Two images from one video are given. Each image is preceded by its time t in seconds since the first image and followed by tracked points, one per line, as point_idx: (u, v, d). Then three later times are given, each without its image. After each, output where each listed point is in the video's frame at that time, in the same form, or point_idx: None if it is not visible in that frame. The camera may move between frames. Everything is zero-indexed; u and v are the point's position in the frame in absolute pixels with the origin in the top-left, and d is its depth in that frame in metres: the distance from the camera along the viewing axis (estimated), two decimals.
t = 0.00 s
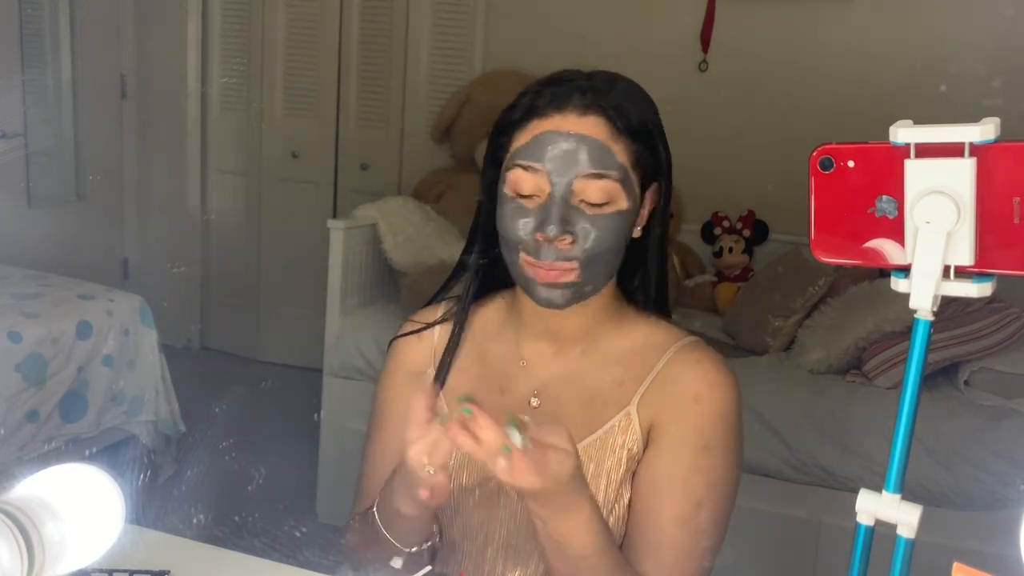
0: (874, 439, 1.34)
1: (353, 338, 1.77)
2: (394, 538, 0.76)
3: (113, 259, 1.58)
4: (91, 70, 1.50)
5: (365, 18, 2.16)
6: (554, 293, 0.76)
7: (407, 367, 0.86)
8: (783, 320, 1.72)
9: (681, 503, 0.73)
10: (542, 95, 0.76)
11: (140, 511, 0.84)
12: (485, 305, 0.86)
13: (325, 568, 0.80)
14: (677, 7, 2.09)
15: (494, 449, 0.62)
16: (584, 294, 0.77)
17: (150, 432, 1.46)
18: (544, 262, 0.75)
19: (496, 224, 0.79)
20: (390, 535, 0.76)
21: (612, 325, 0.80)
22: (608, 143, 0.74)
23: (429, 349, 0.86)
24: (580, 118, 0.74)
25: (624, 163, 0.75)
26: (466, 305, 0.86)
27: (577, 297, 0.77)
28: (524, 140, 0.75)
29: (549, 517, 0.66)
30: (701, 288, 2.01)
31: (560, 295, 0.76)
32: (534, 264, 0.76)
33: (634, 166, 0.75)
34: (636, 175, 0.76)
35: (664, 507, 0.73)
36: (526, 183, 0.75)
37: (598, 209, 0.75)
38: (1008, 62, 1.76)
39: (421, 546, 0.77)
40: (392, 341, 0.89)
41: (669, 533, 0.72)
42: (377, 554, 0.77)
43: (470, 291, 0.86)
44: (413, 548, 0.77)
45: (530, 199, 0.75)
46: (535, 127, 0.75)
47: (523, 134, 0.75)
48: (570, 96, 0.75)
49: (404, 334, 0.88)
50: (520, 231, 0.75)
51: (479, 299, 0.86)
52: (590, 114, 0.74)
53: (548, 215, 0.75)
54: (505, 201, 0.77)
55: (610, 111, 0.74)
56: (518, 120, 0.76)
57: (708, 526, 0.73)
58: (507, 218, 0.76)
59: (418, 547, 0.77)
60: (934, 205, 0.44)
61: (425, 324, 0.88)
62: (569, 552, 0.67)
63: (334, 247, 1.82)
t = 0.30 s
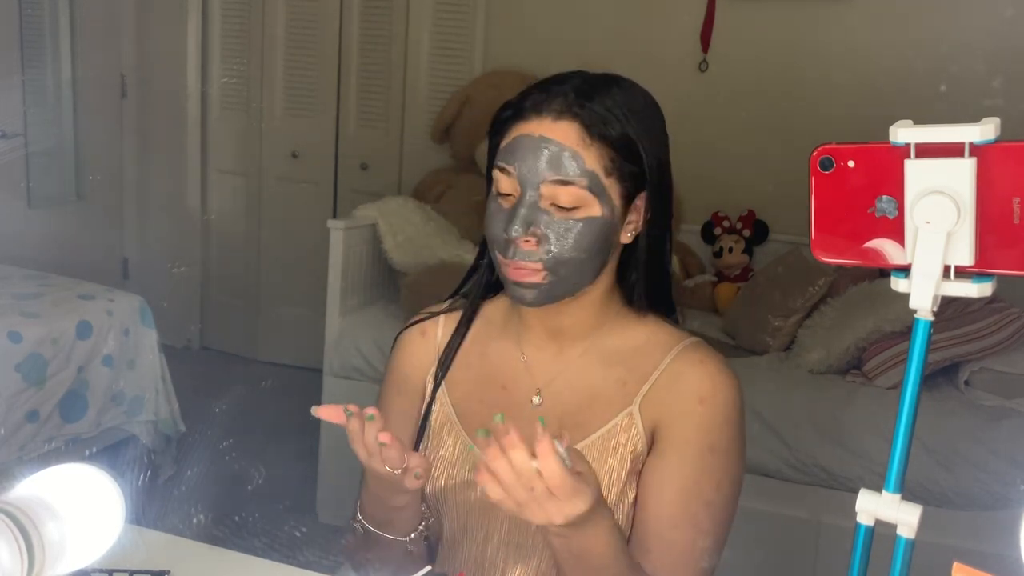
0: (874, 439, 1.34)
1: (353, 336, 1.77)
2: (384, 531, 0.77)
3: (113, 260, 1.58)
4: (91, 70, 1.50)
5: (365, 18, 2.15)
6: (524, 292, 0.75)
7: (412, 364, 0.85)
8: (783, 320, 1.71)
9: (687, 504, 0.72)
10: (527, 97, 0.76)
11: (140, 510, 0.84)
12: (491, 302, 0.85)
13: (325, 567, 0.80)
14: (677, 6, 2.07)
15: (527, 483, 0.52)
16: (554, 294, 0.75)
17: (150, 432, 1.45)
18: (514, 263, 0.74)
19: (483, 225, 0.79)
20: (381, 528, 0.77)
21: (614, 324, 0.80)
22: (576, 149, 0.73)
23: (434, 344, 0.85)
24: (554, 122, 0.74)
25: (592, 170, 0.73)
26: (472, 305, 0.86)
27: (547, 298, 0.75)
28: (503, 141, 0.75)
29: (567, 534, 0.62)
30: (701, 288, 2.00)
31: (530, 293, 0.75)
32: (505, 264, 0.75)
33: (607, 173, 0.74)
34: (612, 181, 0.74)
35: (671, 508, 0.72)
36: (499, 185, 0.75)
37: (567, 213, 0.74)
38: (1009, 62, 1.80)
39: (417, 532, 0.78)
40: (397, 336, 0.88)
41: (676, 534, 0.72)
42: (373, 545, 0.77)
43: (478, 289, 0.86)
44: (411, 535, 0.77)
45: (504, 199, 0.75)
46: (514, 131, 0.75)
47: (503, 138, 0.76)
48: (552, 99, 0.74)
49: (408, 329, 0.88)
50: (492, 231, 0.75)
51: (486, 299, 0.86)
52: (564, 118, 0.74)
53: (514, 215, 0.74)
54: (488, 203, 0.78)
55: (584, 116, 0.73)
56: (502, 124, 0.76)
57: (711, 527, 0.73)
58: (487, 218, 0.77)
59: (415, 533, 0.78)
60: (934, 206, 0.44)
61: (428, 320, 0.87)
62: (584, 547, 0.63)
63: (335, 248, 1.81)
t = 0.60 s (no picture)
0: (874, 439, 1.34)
1: (353, 336, 1.77)
2: (389, 536, 0.77)
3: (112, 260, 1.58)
4: (91, 70, 1.50)
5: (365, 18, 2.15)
6: (523, 298, 0.75)
7: (411, 360, 0.85)
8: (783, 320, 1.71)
9: (680, 494, 0.72)
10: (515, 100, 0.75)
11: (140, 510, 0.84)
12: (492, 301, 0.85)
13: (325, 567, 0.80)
14: (677, 6, 2.07)
15: (495, 466, 0.53)
16: (555, 297, 0.76)
17: (150, 432, 1.45)
18: (510, 267, 0.75)
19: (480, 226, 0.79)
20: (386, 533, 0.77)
21: (612, 320, 0.81)
22: (566, 148, 0.73)
23: (434, 341, 0.85)
24: (542, 124, 0.74)
25: (583, 169, 0.73)
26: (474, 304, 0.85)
27: (548, 301, 0.76)
28: (494, 145, 0.75)
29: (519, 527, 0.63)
30: (701, 288, 1.99)
31: (529, 299, 0.75)
32: (502, 268, 0.76)
33: (597, 170, 0.74)
34: (602, 179, 0.74)
35: (664, 498, 0.71)
36: (492, 188, 0.75)
37: (560, 213, 0.74)
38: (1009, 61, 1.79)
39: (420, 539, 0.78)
40: (393, 333, 0.88)
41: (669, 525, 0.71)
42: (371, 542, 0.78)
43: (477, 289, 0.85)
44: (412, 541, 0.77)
45: (497, 202, 0.76)
46: (503, 134, 0.75)
47: (493, 141, 0.76)
48: (538, 101, 0.74)
49: (405, 326, 0.87)
50: (486, 235, 0.76)
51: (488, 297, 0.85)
52: (551, 119, 0.73)
53: (507, 218, 0.74)
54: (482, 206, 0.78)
55: (571, 115, 0.73)
56: (490, 127, 0.76)
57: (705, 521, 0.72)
58: (483, 222, 0.77)
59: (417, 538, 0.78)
60: (934, 206, 0.44)
61: (426, 318, 0.87)
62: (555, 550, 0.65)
63: (334, 249, 1.81)
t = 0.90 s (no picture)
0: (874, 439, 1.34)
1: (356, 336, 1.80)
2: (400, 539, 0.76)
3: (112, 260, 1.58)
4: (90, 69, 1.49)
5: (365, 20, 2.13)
6: (518, 292, 0.76)
7: (403, 363, 0.87)
8: (783, 320, 1.71)
9: (663, 491, 0.74)
10: (512, 97, 0.75)
11: (140, 511, 0.84)
12: (479, 302, 0.86)
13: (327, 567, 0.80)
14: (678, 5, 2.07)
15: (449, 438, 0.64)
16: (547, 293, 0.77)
17: (150, 431, 1.48)
18: (506, 262, 0.75)
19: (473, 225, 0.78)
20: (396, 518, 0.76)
21: (601, 321, 0.83)
22: (567, 145, 0.72)
23: (426, 342, 0.87)
24: (542, 120, 0.73)
25: (584, 166, 0.73)
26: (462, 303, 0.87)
27: (544, 297, 0.77)
28: (492, 142, 0.74)
29: (511, 523, 0.69)
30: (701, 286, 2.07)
31: (524, 294, 0.76)
32: (499, 262, 0.76)
33: (597, 168, 0.74)
34: (602, 177, 0.74)
35: (649, 495, 0.74)
36: (491, 184, 0.74)
37: (560, 210, 0.73)
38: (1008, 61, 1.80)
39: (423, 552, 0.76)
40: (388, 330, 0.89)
41: (651, 522, 0.73)
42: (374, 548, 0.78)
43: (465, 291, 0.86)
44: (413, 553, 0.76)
45: (496, 198, 0.75)
46: (499, 130, 0.74)
47: (488, 137, 0.75)
48: (537, 98, 0.74)
49: (398, 325, 0.90)
50: (484, 230, 0.75)
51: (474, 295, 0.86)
52: (552, 116, 0.73)
53: (506, 213, 0.73)
54: (476, 202, 0.77)
55: (572, 112, 0.73)
56: (487, 123, 0.75)
57: (688, 516, 0.74)
58: (477, 218, 0.76)
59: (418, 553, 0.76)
60: (935, 206, 0.44)
61: (418, 320, 0.89)
62: (523, 532, 0.70)
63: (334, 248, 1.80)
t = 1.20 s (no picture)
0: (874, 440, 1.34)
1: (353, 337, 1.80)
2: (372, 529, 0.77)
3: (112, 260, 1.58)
4: (89, 69, 1.46)
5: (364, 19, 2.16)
6: (527, 294, 0.75)
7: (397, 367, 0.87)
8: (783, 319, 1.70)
9: (664, 498, 0.72)
10: (509, 97, 0.75)
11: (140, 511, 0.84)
12: (471, 304, 0.87)
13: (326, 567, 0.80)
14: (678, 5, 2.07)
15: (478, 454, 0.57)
16: (547, 295, 0.76)
17: (150, 431, 1.48)
18: (515, 263, 0.74)
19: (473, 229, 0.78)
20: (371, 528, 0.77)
21: (595, 321, 0.81)
22: (571, 141, 0.73)
23: (419, 346, 0.87)
24: (544, 118, 0.73)
25: (589, 161, 0.74)
26: (453, 306, 0.87)
27: (550, 300, 0.76)
28: (492, 143, 0.74)
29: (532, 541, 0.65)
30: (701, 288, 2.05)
31: (534, 296, 0.76)
32: (507, 265, 0.75)
33: (600, 163, 0.74)
34: (603, 172, 0.75)
35: (649, 502, 0.72)
36: (495, 186, 0.74)
37: (566, 207, 0.74)
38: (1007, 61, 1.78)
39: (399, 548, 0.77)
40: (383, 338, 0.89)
41: (655, 529, 0.72)
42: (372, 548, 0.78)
43: (456, 293, 0.86)
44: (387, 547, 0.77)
45: (499, 200, 0.74)
46: (500, 130, 0.74)
47: (488, 138, 0.75)
48: (535, 97, 0.74)
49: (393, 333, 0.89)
50: (489, 233, 0.74)
51: (465, 299, 0.87)
52: (554, 113, 0.73)
53: (513, 212, 0.73)
54: (476, 205, 0.76)
55: (573, 108, 0.73)
56: (484, 125, 0.75)
57: (691, 522, 0.73)
58: (478, 222, 0.76)
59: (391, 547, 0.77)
60: (935, 205, 0.44)
61: (412, 325, 0.89)
62: (538, 550, 0.66)
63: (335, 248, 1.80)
